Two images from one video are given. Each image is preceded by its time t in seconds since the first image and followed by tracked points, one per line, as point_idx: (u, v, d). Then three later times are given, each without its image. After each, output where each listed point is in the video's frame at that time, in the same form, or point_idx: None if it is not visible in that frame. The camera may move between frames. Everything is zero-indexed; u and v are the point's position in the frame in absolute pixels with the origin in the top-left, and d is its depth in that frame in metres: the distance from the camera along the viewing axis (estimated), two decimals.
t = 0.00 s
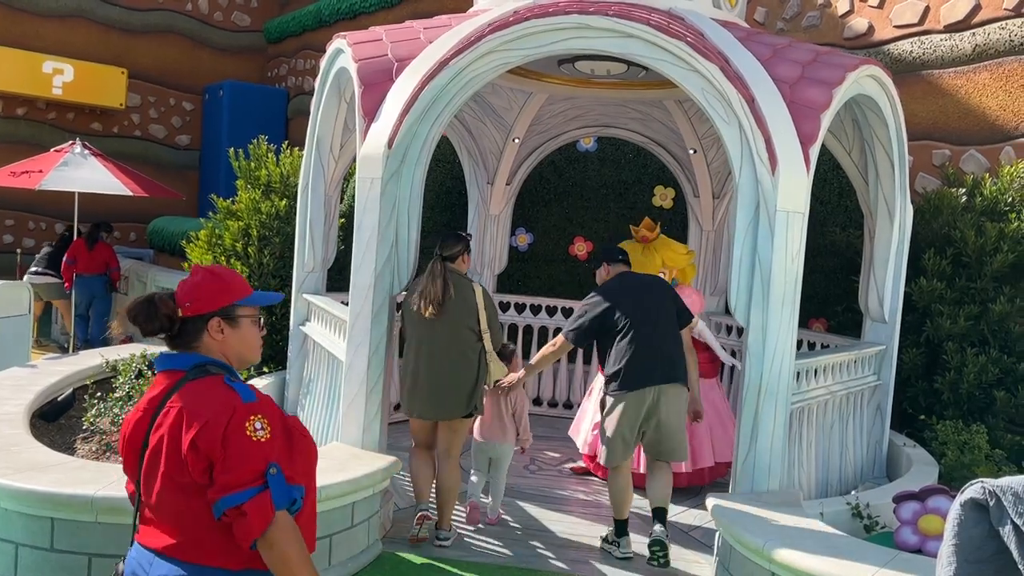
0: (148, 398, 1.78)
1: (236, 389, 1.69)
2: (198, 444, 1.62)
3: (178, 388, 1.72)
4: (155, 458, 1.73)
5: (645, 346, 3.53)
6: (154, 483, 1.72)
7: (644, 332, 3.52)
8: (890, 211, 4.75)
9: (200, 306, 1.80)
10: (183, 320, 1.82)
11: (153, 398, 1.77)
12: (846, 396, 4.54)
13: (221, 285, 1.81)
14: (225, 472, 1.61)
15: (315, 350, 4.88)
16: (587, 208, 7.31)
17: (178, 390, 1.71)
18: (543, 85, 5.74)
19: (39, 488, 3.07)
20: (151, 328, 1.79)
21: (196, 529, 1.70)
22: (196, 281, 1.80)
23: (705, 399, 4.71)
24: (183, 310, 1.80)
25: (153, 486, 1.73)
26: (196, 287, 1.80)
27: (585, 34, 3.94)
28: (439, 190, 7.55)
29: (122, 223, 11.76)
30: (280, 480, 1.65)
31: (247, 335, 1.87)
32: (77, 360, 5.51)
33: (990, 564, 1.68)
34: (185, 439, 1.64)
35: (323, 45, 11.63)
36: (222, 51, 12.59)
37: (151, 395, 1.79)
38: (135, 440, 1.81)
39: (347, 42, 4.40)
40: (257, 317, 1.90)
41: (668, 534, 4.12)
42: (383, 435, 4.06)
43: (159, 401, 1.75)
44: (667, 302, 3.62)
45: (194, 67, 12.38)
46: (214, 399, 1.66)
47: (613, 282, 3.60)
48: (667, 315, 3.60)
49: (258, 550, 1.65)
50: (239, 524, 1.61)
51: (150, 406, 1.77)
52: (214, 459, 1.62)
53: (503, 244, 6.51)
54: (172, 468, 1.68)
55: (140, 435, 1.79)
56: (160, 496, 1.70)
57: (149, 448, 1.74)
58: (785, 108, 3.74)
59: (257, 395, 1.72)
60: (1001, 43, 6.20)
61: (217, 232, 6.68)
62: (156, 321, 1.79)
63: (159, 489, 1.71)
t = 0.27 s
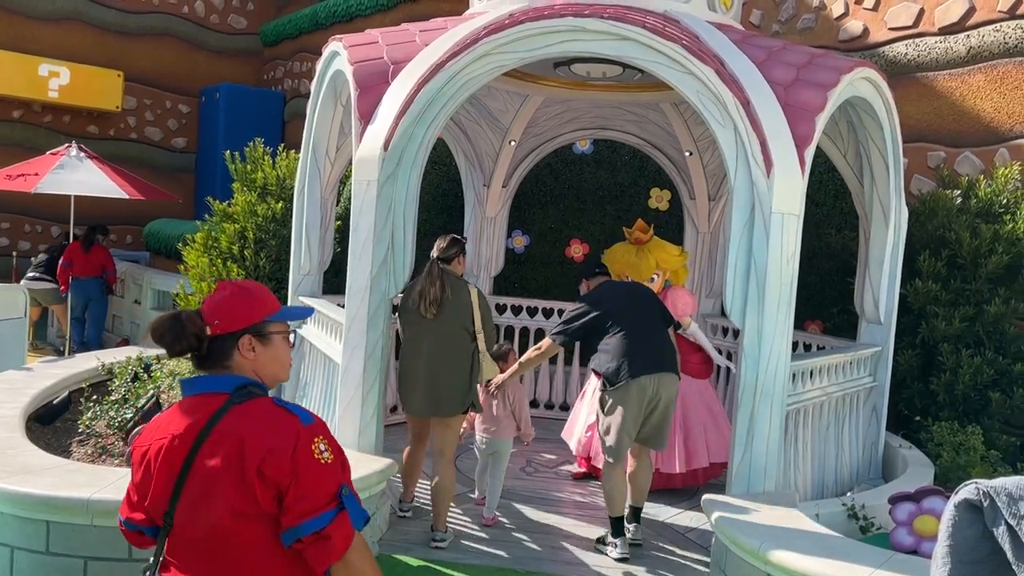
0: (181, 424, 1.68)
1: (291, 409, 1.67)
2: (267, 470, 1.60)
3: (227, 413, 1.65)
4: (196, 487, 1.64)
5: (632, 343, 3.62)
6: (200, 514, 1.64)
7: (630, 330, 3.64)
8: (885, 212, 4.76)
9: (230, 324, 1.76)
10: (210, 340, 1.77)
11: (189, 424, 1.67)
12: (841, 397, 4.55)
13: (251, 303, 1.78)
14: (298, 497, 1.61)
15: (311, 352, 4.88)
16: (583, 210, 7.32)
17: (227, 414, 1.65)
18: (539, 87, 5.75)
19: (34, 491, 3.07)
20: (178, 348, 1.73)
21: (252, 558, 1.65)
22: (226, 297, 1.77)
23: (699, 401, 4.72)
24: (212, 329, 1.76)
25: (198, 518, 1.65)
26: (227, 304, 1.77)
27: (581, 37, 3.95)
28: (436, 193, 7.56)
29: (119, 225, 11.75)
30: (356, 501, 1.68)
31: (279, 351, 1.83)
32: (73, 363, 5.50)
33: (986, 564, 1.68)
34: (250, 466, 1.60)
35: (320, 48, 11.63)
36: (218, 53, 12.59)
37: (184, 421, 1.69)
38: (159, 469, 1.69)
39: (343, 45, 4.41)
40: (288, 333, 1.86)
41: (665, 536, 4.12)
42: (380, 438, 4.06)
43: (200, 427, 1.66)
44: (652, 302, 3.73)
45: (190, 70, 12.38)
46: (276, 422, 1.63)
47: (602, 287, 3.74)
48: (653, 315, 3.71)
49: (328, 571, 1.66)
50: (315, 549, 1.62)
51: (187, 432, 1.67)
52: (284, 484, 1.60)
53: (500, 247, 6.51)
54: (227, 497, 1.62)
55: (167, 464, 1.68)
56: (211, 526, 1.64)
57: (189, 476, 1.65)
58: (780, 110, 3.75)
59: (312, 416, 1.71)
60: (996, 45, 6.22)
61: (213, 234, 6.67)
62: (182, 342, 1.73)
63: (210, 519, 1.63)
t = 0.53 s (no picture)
0: (220, 436, 1.65)
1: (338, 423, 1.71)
2: (325, 485, 1.63)
3: (274, 426, 1.65)
4: (239, 502, 1.61)
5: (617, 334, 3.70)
6: (240, 531, 1.61)
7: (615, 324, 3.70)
8: (880, 215, 4.77)
9: (275, 334, 1.77)
10: (252, 350, 1.76)
11: (231, 435, 1.64)
12: (838, 400, 4.55)
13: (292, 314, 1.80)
14: (355, 511, 1.66)
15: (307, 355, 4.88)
16: (580, 213, 7.32)
17: (274, 426, 1.65)
18: (535, 90, 5.76)
19: (29, 496, 3.07)
20: (223, 355, 1.71)
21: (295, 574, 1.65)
22: (269, 305, 1.78)
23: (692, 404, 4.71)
24: (258, 339, 1.75)
25: (238, 534, 1.61)
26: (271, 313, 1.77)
27: (576, 40, 3.96)
28: (433, 195, 7.56)
29: (116, 229, 11.75)
30: (405, 511, 1.76)
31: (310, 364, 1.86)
32: (69, 367, 5.50)
33: (978, 567, 1.69)
34: (306, 481, 1.62)
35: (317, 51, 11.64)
36: (216, 56, 12.59)
37: (223, 433, 1.65)
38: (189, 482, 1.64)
39: (338, 49, 4.41)
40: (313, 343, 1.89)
41: (661, 538, 4.12)
42: (376, 441, 4.06)
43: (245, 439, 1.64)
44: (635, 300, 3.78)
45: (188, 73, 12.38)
46: (329, 437, 1.66)
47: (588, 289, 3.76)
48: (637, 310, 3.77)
49: None
50: (365, 563, 1.67)
51: (229, 444, 1.64)
52: (340, 499, 1.64)
53: (496, 249, 6.52)
54: (276, 512, 1.61)
55: (201, 477, 1.63)
56: (253, 543, 1.61)
57: (229, 490, 1.61)
58: (775, 113, 3.76)
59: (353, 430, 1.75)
60: (991, 48, 6.23)
61: (209, 238, 6.66)
62: (229, 350, 1.72)
63: (254, 535, 1.61)
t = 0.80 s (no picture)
0: (215, 453, 1.64)
1: (335, 446, 1.71)
2: (319, 512, 1.63)
3: (269, 446, 1.64)
4: (231, 521, 1.61)
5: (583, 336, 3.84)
6: (229, 550, 1.61)
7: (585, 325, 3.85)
8: (876, 216, 4.76)
9: (280, 346, 1.77)
10: (257, 362, 1.75)
11: (226, 453, 1.63)
12: (834, 402, 4.55)
13: (295, 325, 1.81)
14: (346, 538, 1.67)
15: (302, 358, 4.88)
16: (577, 215, 7.33)
17: (271, 447, 1.64)
18: (531, 93, 5.76)
19: (23, 500, 3.06)
20: (229, 369, 1.71)
21: None
22: (273, 317, 1.78)
23: (683, 406, 4.70)
24: (264, 352, 1.75)
25: (228, 554, 1.62)
26: (276, 325, 1.77)
27: (570, 43, 3.96)
28: (430, 198, 7.57)
29: (114, 232, 11.75)
30: (392, 540, 1.78)
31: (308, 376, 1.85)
32: (65, 370, 5.49)
33: (970, 570, 1.68)
34: (301, 506, 1.62)
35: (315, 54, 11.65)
36: (213, 60, 12.60)
37: (218, 449, 1.64)
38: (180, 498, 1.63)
39: (333, 52, 4.42)
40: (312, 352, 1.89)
41: (657, 541, 4.12)
42: (371, 445, 4.06)
43: (241, 458, 1.63)
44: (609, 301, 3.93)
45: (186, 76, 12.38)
46: (327, 461, 1.66)
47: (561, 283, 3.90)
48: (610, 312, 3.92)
49: None
50: None
51: (224, 462, 1.62)
52: (333, 526, 1.65)
53: (493, 252, 6.51)
54: (268, 535, 1.61)
55: (193, 494, 1.62)
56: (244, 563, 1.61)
57: (221, 509, 1.61)
58: (769, 115, 3.76)
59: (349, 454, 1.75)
60: (987, 49, 6.23)
61: (206, 241, 6.66)
62: (237, 363, 1.71)
63: (243, 556, 1.61)
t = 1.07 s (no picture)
0: (179, 466, 1.62)
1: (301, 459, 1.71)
2: (286, 526, 1.63)
3: (235, 460, 1.64)
4: (195, 536, 1.59)
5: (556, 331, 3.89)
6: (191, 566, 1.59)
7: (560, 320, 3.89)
8: (873, 218, 4.76)
9: (247, 356, 1.76)
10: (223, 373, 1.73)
11: (192, 465, 1.62)
12: (831, 403, 4.55)
13: (263, 335, 1.79)
14: (312, 553, 1.67)
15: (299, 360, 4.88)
16: (575, 218, 7.32)
17: (237, 460, 1.64)
18: (528, 95, 5.77)
19: (16, 504, 3.06)
20: (196, 382, 1.70)
21: None
22: (241, 326, 1.76)
23: (678, 409, 4.69)
24: (231, 362, 1.74)
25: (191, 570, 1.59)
26: (244, 335, 1.76)
27: (565, 45, 3.96)
28: (428, 201, 7.57)
29: (113, 236, 11.76)
30: (357, 553, 1.79)
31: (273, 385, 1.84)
32: (62, 375, 5.49)
33: (961, 573, 1.67)
34: (268, 520, 1.61)
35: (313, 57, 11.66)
36: (212, 63, 12.61)
37: (183, 462, 1.62)
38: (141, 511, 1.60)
39: (329, 55, 4.42)
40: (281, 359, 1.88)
41: (653, 544, 4.11)
42: (366, 449, 4.04)
43: (207, 471, 1.62)
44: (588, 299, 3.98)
45: (185, 80, 12.39)
46: (294, 476, 1.66)
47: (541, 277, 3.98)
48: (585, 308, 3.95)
49: None
50: None
51: (189, 475, 1.61)
52: (299, 541, 1.65)
53: (491, 255, 6.51)
54: (233, 551, 1.60)
55: (156, 507, 1.60)
56: None
57: (185, 523, 1.59)
58: (764, 117, 3.75)
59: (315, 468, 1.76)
60: (984, 50, 6.23)
61: (203, 245, 6.66)
62: (205, 376, 1.70)
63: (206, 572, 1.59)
